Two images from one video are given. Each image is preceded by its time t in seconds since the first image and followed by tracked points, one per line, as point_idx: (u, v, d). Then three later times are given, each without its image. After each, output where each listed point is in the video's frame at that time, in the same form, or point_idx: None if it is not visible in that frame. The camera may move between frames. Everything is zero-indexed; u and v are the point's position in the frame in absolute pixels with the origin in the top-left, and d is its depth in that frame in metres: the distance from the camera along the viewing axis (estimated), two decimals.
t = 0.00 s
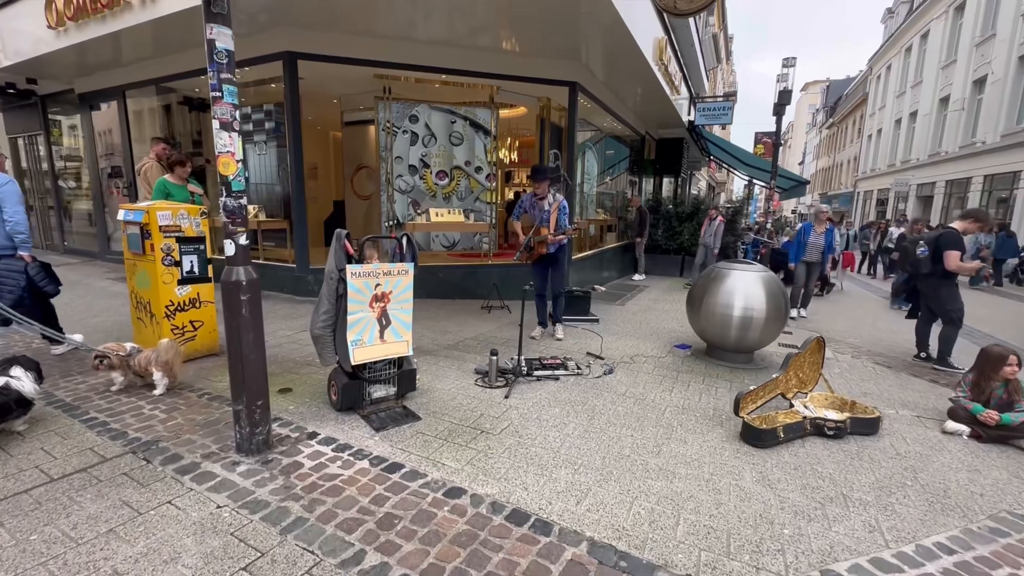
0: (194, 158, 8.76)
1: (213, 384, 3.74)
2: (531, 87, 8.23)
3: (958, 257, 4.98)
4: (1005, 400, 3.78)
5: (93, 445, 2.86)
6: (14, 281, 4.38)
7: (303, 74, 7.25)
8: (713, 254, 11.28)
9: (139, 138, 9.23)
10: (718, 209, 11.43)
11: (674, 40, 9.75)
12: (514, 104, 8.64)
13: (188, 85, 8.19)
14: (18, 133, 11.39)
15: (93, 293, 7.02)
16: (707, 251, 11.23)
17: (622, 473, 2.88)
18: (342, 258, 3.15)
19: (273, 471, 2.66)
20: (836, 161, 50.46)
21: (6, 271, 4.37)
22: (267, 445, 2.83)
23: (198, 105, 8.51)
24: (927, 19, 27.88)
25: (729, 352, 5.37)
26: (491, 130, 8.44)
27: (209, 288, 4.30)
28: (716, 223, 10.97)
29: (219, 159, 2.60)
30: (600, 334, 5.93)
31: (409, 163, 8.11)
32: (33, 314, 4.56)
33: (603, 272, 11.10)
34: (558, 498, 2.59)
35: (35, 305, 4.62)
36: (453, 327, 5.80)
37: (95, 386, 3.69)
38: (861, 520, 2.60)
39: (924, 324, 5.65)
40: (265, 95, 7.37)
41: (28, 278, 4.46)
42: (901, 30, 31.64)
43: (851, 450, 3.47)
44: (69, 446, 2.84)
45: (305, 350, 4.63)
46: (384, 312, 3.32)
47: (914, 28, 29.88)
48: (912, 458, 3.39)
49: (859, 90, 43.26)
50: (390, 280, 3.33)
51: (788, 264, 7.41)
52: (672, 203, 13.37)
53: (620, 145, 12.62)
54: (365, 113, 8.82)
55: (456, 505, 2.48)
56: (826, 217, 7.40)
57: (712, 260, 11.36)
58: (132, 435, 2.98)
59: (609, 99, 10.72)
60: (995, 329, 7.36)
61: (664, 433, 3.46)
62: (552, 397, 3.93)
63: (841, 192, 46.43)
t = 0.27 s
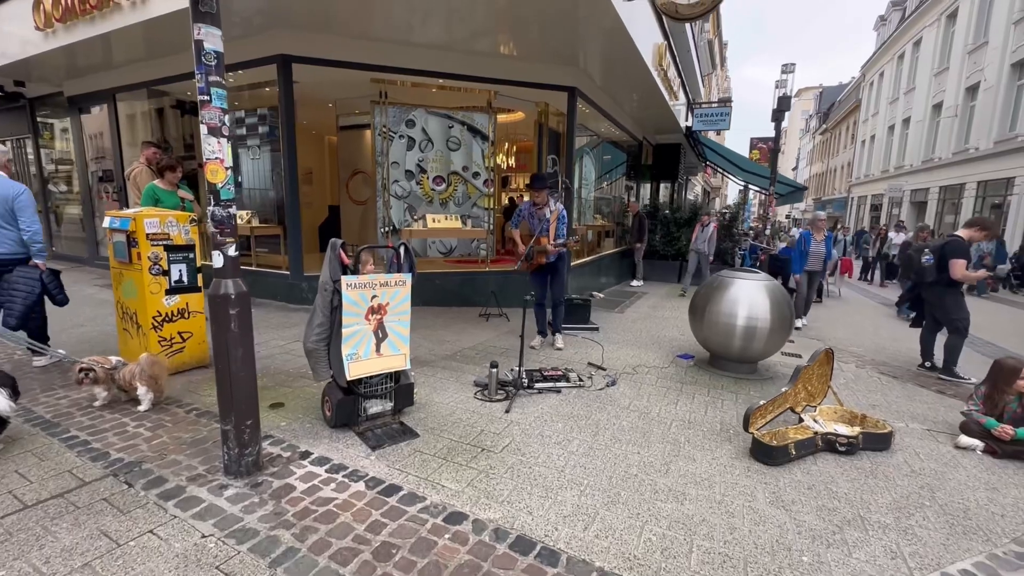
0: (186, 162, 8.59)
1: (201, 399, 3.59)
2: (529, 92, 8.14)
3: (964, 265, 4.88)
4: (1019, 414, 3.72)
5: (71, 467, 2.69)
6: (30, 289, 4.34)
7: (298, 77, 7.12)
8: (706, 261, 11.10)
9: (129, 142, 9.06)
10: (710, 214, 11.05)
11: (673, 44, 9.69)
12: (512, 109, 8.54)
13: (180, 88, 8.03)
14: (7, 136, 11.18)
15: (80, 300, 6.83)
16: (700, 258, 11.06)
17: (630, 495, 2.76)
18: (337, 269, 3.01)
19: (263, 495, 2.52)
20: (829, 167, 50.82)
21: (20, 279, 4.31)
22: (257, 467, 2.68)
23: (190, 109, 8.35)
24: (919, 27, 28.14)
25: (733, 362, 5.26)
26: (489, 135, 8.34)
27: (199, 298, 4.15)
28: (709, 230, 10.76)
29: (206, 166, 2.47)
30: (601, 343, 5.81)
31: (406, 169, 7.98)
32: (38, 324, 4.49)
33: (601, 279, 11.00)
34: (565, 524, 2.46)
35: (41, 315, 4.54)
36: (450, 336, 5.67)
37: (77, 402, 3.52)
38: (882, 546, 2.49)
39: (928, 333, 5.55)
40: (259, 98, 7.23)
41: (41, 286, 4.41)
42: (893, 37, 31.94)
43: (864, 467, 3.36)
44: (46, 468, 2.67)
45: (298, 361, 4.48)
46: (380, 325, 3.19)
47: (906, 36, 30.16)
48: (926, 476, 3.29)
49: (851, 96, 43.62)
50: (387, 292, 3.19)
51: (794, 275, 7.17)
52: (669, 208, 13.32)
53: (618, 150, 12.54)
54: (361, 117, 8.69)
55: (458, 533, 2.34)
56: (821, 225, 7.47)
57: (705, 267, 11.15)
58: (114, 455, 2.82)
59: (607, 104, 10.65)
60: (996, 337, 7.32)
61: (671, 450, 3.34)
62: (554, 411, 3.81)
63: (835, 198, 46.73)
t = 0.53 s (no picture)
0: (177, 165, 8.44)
1: (191, 408, 3.47)
2: (525, 96, 8.09)
3: (964, 270, 4.86)
4: (1023, 420, 3.69)
5: (52, 482, 2.58)
6: (48, 289, 4.25)
7: (291, 79, 7.01)
8: (695, 263, 11.11)
9: (119, 144, 8.91)
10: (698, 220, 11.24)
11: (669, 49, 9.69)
12: (507, 112, 8.49)
13: (170, 89, 7.90)
14: None
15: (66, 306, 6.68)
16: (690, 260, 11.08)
17: (634, 508, 2.69)
18: (332, 274, 2.92)
19: (254, 510, 2.41)
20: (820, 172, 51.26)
21: (33, 282, 4.21)
22: (248, 481, 2.58)
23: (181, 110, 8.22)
24: (908, 34, 28.47)
25: (733, 368, 5.21)
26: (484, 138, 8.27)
27: (188, 303, 4.03)
28: (699, 233, 10.82)
29: (196, 168, 2.37)
30: (599, 349, 5.74)
31: (401, 172, 7.90)
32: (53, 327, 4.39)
33: (596, 282, 10.96)
34: (569, 539, 2.38)
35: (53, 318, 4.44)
36: (447, 341, 5.58)
37: (61, 412, 3.40)
38: (893, 559, 2.43)
39: (927, 338, 5.53)
40: (251, 100, 7.12)
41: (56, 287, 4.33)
42: (883, 44, 32.31)
43: (870, 476, 3.31)
44: (25, 483, 2.56)
45: (291, 368, 4.38)
46: (376, 331, 3.10)
47: (895, 43, 30.53)
48: (933, 484, 3.24)
49: (841, 102, 44.06)
50: (384, 297, 3.10)
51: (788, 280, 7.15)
52: (665, 212, 13.32)
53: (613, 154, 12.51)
54: (355, 120, 8.60)
55: (459, 549, 2.25)
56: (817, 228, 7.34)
57: (695, 269, 11.14)
58: (97, 468, 2.70)
59: (602, 108, 10.63)
60: (991, 341, 7.34)
61: (674, 459, 3.27)
62: (554, 419, 3.73)
63: (826, 202, 47.13)
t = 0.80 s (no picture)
0: (167, 166, 8.28)
1: (183, 417, 3.37)
2: (522, 98, 8.04)
3: (969, 273, 4.85)
4: None
5: (37, 496, 2.46)
6: (55, 287, 4.15)
7: (285, 80, 6.90)
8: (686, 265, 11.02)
9: (107, 145, 8.74)
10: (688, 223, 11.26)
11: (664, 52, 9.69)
12: (503, 114, 8.44)
13: (160, 89, 7.76)
14: None
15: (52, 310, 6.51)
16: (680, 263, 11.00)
17: (644, 517, 2.63)
18: (331, 279, 2.83)
19: (251, 525, 2.32)
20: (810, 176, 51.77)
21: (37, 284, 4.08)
22: (244, 493, 2.48)
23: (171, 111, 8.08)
24: (896, 40, 28.85)
25: (733, 372, 5.17)
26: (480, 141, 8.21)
27: (180, 308, 3.92)
28: (690, 236, 10.82)
29: (191, 169, 2.28)
30: (598, 353, 5.69)
31: (396, 174, 7.81)
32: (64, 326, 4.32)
33: (592, 285, 10.92)
34: (579, 551, 2.31)
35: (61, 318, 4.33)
36: (444, 346, 5.50)
37: (47, 422, 3.27)
38: (908, 568, 2.39)
39: (927, 341, 5.51)
40: (244, 101, 6.99)
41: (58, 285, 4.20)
42: (871, 50, 32.74)
43: (878, 481, 3.27)
44: (9, 498, 2.44)
45: (286, 375, 4.27)
46: (376, 337, 3.02)
47: (883, 49, 30.93)
48: (941, 490, 3.21)
49: (830, 107, 44.55)
50: (384, 302, 3.02)
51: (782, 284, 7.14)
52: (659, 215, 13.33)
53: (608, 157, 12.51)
54: (349, 121, 8.50)
55: (466, 564, 2.18)
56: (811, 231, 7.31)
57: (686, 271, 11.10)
58: (85, 481, 2.59)
59: (598, 111, 10.62)
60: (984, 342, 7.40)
61: (681, 466, 3.22)
62: (557, 426, 3.66)
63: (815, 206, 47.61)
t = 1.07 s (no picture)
0: (156, 168, 8.11)
1: (178, 427, 3.25)
2: (519, 100, 7.99)
3: (985, 279, 4.84)
4: None
5: (25, 513, 2.35)
6: (36, 287, 4.06)
7: (279, 80, 6.79)
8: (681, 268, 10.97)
9: (95, 147, 8.56)
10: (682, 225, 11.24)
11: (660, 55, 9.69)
12: (500, 116, 8.37)
13: (150, 90, 7.60)
14: None
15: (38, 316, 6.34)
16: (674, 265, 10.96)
17: (658, 528, 2.57)
18: (334, 284, 2.75)
19: (253, 542, 2.22)
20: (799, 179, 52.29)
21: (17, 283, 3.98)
22: (245, 508, 2.39)
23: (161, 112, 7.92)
24: (883, 45, 29.21)
25: (736, 376, 5.14)
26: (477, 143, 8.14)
27: (174, 315, 3.80)
28: (684, 239, 10.80)
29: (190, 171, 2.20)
30: (599, 357, 5.63)
31: (392, 177, 7.72)
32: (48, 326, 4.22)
33: (588, 288, 10.89)
34: (594, 565, 2.24)
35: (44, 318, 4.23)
36: (443, 351, 5.41)
37: (35, 434, 3.14)
38: None
39: (930, 344, 5.52)
40: (237, 102, 6.87)
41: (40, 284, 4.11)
42: (858, 55, 33.13)
43: (889, 487, 3.24)
44: None
45: (283, 382, 4.16)
46: (379, 344, 2.93)
47: (871, 54, 31.31)
48: (951, 496, 3.19)
49: (819, 111, 45.01)
50: (388, 308, 2.93)
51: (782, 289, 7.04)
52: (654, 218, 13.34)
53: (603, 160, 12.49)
54: (343, 123, 8.39)
55: None
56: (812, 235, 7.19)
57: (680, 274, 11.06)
58: (76, 497, 2.48)
59: (594, 114, 10.59)
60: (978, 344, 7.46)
61: (691, 474, 3.16)
62: (563, 433, 3.59)
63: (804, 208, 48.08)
